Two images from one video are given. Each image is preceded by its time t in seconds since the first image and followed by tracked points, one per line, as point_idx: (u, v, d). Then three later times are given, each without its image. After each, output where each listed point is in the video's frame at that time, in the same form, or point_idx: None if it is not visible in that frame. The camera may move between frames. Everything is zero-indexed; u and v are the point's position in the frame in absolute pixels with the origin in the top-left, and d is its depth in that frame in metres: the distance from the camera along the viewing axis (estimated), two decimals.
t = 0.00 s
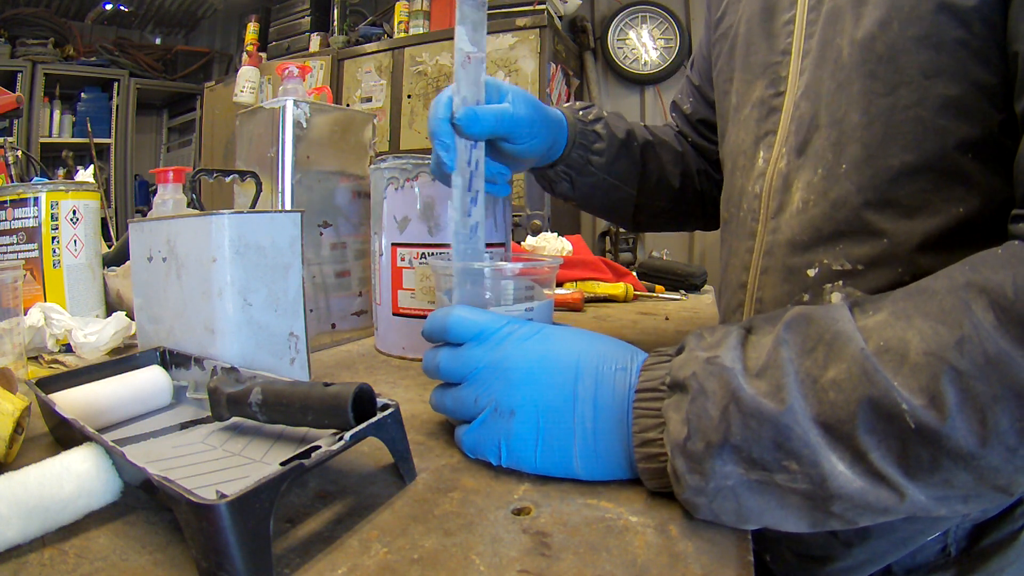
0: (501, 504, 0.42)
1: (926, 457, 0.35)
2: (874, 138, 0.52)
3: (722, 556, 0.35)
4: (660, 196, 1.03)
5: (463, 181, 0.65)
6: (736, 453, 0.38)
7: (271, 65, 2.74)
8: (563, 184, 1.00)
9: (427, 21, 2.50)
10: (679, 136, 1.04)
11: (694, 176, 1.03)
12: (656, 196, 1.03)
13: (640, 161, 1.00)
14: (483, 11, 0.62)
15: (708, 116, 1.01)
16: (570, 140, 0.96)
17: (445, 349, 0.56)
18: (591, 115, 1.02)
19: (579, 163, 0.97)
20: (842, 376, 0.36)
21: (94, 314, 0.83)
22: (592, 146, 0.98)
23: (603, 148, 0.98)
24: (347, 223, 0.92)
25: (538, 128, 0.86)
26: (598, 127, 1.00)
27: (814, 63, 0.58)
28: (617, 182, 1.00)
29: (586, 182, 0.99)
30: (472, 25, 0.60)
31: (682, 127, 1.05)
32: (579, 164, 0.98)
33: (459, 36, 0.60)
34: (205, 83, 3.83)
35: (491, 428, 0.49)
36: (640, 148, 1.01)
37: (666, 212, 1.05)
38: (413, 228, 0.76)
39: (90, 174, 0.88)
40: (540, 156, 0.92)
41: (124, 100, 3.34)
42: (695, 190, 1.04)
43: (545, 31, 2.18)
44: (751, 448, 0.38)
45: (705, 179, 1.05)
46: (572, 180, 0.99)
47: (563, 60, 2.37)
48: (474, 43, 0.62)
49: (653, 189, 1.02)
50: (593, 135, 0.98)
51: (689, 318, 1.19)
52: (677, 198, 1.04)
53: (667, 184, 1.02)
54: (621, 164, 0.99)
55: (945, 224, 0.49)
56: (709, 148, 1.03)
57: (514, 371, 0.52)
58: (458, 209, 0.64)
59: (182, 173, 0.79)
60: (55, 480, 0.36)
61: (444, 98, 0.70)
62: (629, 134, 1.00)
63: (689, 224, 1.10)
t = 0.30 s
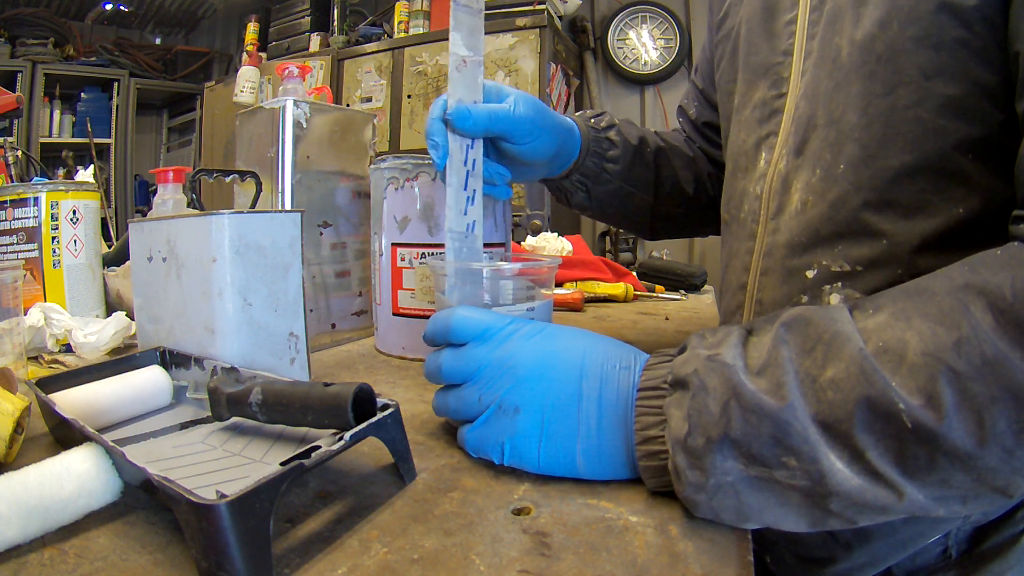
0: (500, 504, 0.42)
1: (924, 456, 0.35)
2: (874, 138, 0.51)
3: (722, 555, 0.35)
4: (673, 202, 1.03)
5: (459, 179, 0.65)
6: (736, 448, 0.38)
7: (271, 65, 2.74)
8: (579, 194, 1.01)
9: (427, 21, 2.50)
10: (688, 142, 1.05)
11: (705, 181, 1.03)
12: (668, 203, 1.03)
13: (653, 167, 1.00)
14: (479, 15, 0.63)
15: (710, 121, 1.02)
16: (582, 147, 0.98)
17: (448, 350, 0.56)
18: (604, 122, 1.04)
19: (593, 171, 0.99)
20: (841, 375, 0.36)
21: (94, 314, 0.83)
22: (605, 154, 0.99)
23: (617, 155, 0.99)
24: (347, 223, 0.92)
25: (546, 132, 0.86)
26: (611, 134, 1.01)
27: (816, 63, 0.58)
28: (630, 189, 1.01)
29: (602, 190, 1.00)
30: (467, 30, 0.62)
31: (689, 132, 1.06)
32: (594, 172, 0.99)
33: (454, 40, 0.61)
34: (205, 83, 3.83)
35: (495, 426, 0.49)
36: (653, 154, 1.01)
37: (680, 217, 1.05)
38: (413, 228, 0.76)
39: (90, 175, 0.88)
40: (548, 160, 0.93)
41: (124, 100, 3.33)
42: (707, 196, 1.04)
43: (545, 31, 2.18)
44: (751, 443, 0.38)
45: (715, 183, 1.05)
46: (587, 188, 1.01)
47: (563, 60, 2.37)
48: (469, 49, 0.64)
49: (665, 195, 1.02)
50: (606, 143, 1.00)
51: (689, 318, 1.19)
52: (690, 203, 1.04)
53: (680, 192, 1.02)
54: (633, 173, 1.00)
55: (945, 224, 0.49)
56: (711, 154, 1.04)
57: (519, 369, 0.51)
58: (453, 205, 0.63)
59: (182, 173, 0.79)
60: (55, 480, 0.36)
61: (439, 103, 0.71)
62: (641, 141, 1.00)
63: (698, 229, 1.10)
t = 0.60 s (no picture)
0: (501, 504, 0.42)
1: (923, 454, 0.35)
2: (876, 136, 0.51)
3: (722, 555, 0.35)
4: (677, 203, 1.03)
5: (460, 175, 0.64)
6: (733, 443, 0.39)
7: (271, 65, 2.74)
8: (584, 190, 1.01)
9: (427, 21, 2.50)
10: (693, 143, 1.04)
11: (712, 182, 1.03)
12: (673, 202, 1.03)
13: (660, 169, 1.00)
14: (473, 20, 0.63)
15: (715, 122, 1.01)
16: (589, 147, 0.98)
17: (446, 351, 0.55)
18: (610, 124, 1.03)
19: (601, 173, 0.99)
20: (838, 372, 0.36)
21: (94, 314, 0.83)
22: (613, 156, 0.99)
23: (624, 157, 0.99)
24: (347, 223, 0.92)
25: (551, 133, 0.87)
26: (618, 137, 1.01)
27: (820, 62, 0.58)
28: (632, 190, 1.01)
29: (611, 193, 1.01)
30: (462, 36, 0.62)
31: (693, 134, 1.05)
32: (601, 175, 1.00)
33: (452, 45, 0.62)
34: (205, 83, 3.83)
35: (496, 424, 0.49)
36: (659, 157, 1.00)
37: (682, 217, 1.05)
38: (413, 228, 0.76)
39: (90, 175, 0.88)
40: (556, 158, 0.93)
41: (123, 100, 3.34)
42: (712, 197, 1.04)
43: (545, 31, 2.18)
44: (747, 439, 0.38)
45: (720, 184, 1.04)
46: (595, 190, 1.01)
47: (563, 60, 2.37)
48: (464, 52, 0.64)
49: (672, 194, 1.02)
50: (612, 145, 1.00)
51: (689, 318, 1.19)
52: (695, 202, 1.04)
53: (685, 192, 1.02)
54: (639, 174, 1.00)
55: (944, 223, 0.49)
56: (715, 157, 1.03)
57: (519, 369, 0.52)
58: (455, 201, 0.62)
59: (182, 173, 0.79)
60: (55, 480, 0.36)
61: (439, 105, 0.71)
62: (648, 143, 1.00)
63: (702, 229, 1.10)
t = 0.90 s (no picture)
0: (500, 504, 0.42)
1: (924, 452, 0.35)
2: (878, 134, 0.52)
3: (722, 555, 0.35)
4: (678, 198, 1.03)
5: (460, 179, 0.65)
6: (731, 439, 0.38)
7: (271, 65, 2.74)
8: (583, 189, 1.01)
9: (427, 21, 2.50)
10: (694, 140, 1.04)
11: (712, 180, 1.03)
12: (673, 198, 1.03)
13: (658, 167, 1.01)
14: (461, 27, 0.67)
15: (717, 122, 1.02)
16: (588, 145, 0.98)
17: (445, 351, 0.55)
18: (608, 121, 1.04)
19: (599, 170, 0.99)
20: (835, 368, 0.36)
21: (94, 314, 0.83)
22: (611, 153, 1.00)
23: (622, 153, 0.99)
24: (347, 223, 0.92)
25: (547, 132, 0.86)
26: (616, 133, 1.01)
27: (825, 61, 0.58)
28: (633, 185, 1.01)
29: (610, 189, 1.01)
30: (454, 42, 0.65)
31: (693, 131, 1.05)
32: (599, 171, 1.00)
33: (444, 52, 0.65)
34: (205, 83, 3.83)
35: (496, 424, 0.49)
36: (657, 154, 1.01)
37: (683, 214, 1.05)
38: (413, 228, 0.76)
39: (90, 174, 0.88)
40: (555, 155, 0.92)
41: (123, 100, 3.34)
42: (712, 194, 1.04)
43: (545, 31, 2.18)
44: (745, 434, 0.38)
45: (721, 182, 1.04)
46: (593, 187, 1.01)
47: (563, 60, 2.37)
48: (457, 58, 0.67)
49: (672, 192, 1.02)
50: (611, 141, 1.00)
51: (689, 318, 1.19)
52: (695, 202, 1.04)
53: (685, 189, 1.02)
54: (638, 169, 1.00)
55: (943, 220, 0.50)
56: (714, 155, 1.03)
57: (519, 369, 0.52)
58: (457, 205, 0.64)
59: (182, 173, 0.79)
60: (55, 480, 0.36)
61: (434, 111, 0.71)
62: (646, 140, 1.01)
63: (703, 228, 1.10)
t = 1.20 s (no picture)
0: (501, 504, 0.42)
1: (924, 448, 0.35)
2: (880, 135, 0.52)
3: (722, 555, 0.35)
4: (679, 200, 1.03)
5: (463, 177, 0.64)
6: (731, 437, 0.39)
7: (270, 65, 2.74)
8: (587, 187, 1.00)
9: (427, 21, 2.50)
10: (695, 142, 1.04)
11: (713, 185, 1.04)
12: (674, 199, 1.03)
13: (662, 167, 1.01)
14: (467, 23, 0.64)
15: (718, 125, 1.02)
16: (593, 148, 0.97)
17: (444, 352, 0.55)
18: (612, 122, 1.03)
19: (604, 171, 0.99)
20: (835, 366, 0.36)
21: (94, 314, 0.83)
22: (615, 154, 0.99)
23: (626, 155, 0.99)
24: (347, 223, 0.92)
25: (552, 130, 0.86)
26: (620, 134, 1.01)
27: (828, 62, 0.58)
28: (637, 187, 1.01)
29: (613, 191, 1.00)
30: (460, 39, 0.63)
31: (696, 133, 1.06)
32: (604, 173, 0.99)
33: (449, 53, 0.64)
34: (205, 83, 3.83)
35: (496, 424, 0.49)
36: (661, 155, 1.01)
37: (684, 216, 1.06)
38: (413, 228, 0.76)
39: (90, 174, 0.88)
40: (557, 155, 0.91)
41: (123, 100, 3.34)
42: (714, 195, 1.04)
43: (545, 31, 2.18)
44: (745, 433, 0.38)
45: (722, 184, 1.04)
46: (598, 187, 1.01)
47: (563, 60, 2.37)
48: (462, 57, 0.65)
49: (673, 193, 1.03)
50: (615, 142, 1.00)
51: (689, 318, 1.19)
52: (696, 206, 1.05)
53: (688, 190, 1.03)
54: (642, 170, 1.00)
55: (943, 220, 0.50)
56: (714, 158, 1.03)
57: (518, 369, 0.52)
58: (460, 202, 0.62)
59: (182, 173, 0.78)
60: (55, 480, 0.36)
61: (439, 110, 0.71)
62: (650, 141, 1.01)
63: (703, 228, 1.10)
